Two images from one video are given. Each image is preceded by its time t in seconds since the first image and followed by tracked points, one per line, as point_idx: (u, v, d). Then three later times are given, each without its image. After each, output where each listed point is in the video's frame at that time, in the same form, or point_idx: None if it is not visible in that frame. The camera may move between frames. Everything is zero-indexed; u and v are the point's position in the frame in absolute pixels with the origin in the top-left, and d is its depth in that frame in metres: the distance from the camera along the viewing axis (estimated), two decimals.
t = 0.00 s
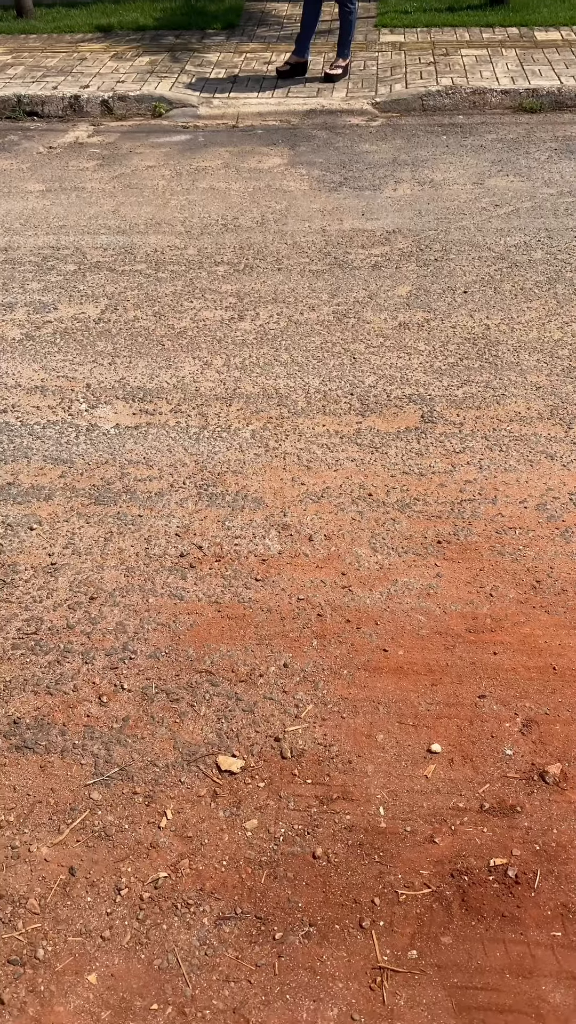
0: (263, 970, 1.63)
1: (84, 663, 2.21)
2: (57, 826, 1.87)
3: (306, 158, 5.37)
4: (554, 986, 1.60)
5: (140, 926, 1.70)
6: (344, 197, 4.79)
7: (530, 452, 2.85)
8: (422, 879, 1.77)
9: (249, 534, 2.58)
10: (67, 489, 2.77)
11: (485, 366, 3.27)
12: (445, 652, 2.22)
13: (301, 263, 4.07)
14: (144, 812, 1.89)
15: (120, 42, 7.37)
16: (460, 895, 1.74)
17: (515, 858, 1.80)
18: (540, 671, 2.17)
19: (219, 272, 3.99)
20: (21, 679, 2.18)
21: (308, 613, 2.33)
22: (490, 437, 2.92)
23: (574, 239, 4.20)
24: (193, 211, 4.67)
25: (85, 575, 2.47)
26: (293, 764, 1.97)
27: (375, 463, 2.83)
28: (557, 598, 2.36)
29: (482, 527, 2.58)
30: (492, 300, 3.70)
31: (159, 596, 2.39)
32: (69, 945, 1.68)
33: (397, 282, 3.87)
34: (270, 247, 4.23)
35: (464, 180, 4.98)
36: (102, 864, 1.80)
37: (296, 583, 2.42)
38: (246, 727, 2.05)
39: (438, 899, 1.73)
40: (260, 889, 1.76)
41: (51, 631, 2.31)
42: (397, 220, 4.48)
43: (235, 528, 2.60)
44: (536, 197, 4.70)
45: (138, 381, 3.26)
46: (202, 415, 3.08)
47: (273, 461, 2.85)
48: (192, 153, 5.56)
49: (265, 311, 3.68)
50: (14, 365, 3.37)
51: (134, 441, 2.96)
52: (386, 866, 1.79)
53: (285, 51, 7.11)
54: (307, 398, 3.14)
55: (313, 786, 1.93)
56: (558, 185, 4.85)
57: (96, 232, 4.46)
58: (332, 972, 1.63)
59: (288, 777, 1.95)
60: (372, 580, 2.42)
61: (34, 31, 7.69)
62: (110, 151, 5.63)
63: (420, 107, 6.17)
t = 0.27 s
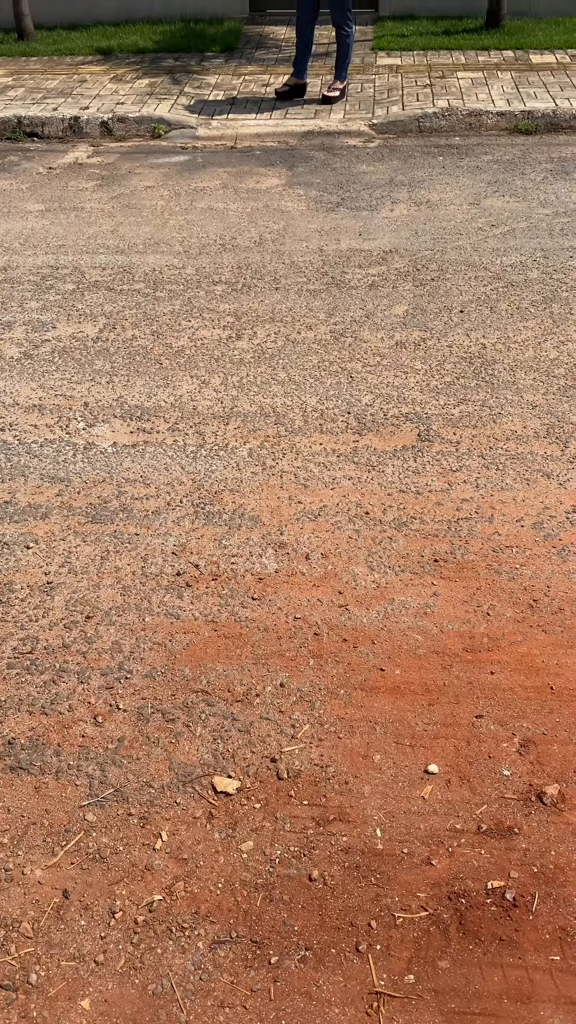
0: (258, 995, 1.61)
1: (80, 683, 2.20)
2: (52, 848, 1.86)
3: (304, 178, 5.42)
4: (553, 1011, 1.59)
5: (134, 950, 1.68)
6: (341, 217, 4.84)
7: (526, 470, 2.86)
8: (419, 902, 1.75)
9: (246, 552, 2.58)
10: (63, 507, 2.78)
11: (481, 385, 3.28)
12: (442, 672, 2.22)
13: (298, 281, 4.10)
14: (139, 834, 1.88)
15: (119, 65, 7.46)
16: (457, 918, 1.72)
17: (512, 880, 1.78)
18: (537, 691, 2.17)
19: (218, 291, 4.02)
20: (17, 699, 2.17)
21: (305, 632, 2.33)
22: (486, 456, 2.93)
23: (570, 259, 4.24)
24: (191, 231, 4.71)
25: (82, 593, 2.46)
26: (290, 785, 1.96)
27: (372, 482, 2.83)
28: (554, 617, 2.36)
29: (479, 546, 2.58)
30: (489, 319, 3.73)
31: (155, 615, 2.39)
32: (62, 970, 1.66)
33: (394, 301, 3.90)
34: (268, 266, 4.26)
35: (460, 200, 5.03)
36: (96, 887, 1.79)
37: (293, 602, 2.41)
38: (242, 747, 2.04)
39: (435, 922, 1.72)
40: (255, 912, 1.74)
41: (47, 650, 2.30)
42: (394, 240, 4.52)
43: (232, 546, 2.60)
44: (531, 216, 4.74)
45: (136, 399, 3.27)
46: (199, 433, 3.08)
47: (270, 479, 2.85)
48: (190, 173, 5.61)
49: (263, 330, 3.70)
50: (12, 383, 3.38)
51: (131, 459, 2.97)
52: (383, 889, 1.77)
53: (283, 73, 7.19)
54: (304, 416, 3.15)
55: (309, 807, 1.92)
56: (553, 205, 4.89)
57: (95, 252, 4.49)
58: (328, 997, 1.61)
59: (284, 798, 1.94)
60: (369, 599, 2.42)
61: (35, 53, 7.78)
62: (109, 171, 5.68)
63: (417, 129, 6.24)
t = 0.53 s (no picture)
0: None
1: (74, 715, 2.19)
2: (44, 884, 1.83)
3: (302, 213, 5.50)
4: None
5: (126, 990, 1.65)
6: (339, 251, 4.91)
7: (523, 502, 2.87)
8: (417, 940, 1.72)
9: (243, 583, 2.58)
10: (60, 538, 2.78)
11: (477, 417, 3.31)
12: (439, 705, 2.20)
13: (296, 314, 4.14)
14: (133, 870, 1.85)
15: (120, 102, 7.60)
16: (455, 957, 1.70)
17: (511, 918, 1.76)
18: (535, 724, 2.15)
19: (216, 323, 4.06)
20: (11, 732, 2.16)
21: (302, 664, 2.32)
22: (483, 487, 2.94)
23: (564, 292, 4.29)
24: (190, 264, 4.77)
25: (77, 624, 2.46)
26: (286, 820, 1.94)
27: (369, 512, 2.84)
28: (552, 650, 2.35)
29: (476, 578, 2.58)
30: (485, 351, 3.76)
31: (151, 647, 2.38)
32: (53, 1011, 1.63)
33: (391, 334, 3.94)
34: (266, 299, 4.30)
35: (456, 234, 5.10)
36: (89, 924, 1.76)
37: (290, 634, 2.41)
38: (238, 781, 2.02)
39: (433, 961, 1.69)
40: (250, 950, 1.71)
41: (42, 682, 2.29)
42: (391, 274, 4.57)
43: (228, 577, 2.60)
44: (526, 250, 4.81)
45: (134, 430, 3.29)
46: (197, 464, 3.10)
47: (267, 510, 2.86)
48: (190, 208, 5.69)
49: (260, 362, 3.73)
50: (11, 414, 3.40)
51: (129, 490, 2.98)
52: (380, 926, 1.75)
53: (281, 111, 7.33)
54: (301, 447, 3.17)
55: (306, 843, 1.90)
56: (547, 240, 4.97)
57: (95, 284, 4.54)
58: None
59: (280, 833, 1.92)
60: (366, 630, 2.41)
61: (38, 91, 7.93)
62: (110, 206, 5.77)
63: (413, 165, 6.34)
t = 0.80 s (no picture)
0: None
1: (69, 764, 2.17)
2: (35, 938, 1.80)
3: (300, 262, 5.62)
4: None
5: None
6: (336, 299, 5.00)
7: (519, 548, 2.88)
8: (415, 997, 1.69)
9: (240, 629, 2.58)
10: (57, 583, 2.78)
11: (472, 462, 3.34)
12: (437, 754, 2.19)
13: (293, 361, 4.21)
14: (126, 923, 1.82)
15: (122, 155, 7.79)
16: (454, 1014, 1.66)
17: (511, 974, 1.73)
18: (534, 774, 2.14)
19: (215, 370, 4.12)
20: (4, 780, 2.14)
21: (298, 711, 2.31)
22: (479, 532, 2.96)
23: (558, 340, 4.37)
24: (189, 312, 4.85)
25: (73, 670, 2.45)
26: (282, 871, 1.92)
27: (366, 557, 2.85)
28: (550, 697, 2.35)
29: (474, 624, 2.58)
30: (480, 398, 3.82)
31: (146, 694, 2.37)
32: None
33: (387, 380, 4.00)
34: (264, 346, 4.38)
35: (451, 283, 5.20)
36: (81, 980, 1.73)
37: (286, 681, 2.40)
38: (233, 831, 2.00)
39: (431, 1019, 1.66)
40: (245, 1008, 1.68)
41: (37, 730, 2.27)
42: (387, 322, 4.66)
43: (225, 622, 2.60)
44: (520, 299, 4.91)
45: (132, 475, 3.32)
46: (195, 508, 3.12)
47: (264, 555, 2.87)
48: (190, 257, 5.81)
49: (258, 407, 3.78)
50: (10, 459, 3.43)
51: (126, 534, 2.99)
52: (377, 983, 1.72)
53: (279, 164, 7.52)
54: (299, 491, 3.19)
55: (302, 895, 1.87)
56: (541, 289, 5.07)
57: (96, 331, 4.62)
58: None
59: (276, 885, 1.89)
60: (363, 678, 2.41)
61: (42, 143, 8.13)
62: (111, 255, 5.88)
63: (408, 216, 6.49)
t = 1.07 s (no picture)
0: None
1: (64, 825, 2.14)
2: (27, 1008, 1.76)
3: (299, 322, 5.74)
4: None
5: None
6: (334, 358, 5.09)
7: (517, 605, 2.89)
8: None
9: (238, 688, 2.57)
10: (55, 639, 2.78)
11: (470, 519, 3.37)
12: (437, 816, 2.17)
13: (292, 419, 4.26)
14: (121, 991, 1.78)
15: (126, 217, 8.01)
16: None
17: None
18: (535, 837, 2.11)
19: (214, 427, 4.18)
20: None
21: (297, 772, 2.29)
22: (478, 589, 2.97)
23: (553, 398, 4.44)
24: (190, 370, 4.94)
25: (69, 729, 2.43)
26: (280, 937, 1.88)
27: (364, 614, 2.86)
28: (550, 758, 2.33)
29: (473, 683, 2.58)
30: (477, 456, 3.87)
31: (143, 753, 2.35)
32: None
33: (385, 437, 4.05)
34: (263, 404, 4.44)
35: (447, 344, 5.30)
36: None
37: (285, 740, 2.38)
38: (230, 896, 1.97)
39: None
40: None
41: (32, 790, 2.25)
42: (384, 381, 4.73)
43: (223, 680, 2.59)
44: (515, 359, 5.00)
45: (131, 530, 3.34)
46: (194, 564, 3.13)
47: (263, 611, 2.88)
48: (191, 317, 5.93)
49: (257, 464, 3.82)
50: (10, 514, 3.46)
51: (125, 590, 3.00)
52: None
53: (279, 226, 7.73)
54: (297, 547, 3.21)
55: (301, 963, 1.84)
56: (536, 349, 5.17)
57: (97, 388, 4.69)
58: None
59: (274, 952, 1.86)
60: (362, 737, 2.39)
61: (48, 205, 8.37)
62: (114, 314, 6.01)
63: (405, 277, 6.65)
